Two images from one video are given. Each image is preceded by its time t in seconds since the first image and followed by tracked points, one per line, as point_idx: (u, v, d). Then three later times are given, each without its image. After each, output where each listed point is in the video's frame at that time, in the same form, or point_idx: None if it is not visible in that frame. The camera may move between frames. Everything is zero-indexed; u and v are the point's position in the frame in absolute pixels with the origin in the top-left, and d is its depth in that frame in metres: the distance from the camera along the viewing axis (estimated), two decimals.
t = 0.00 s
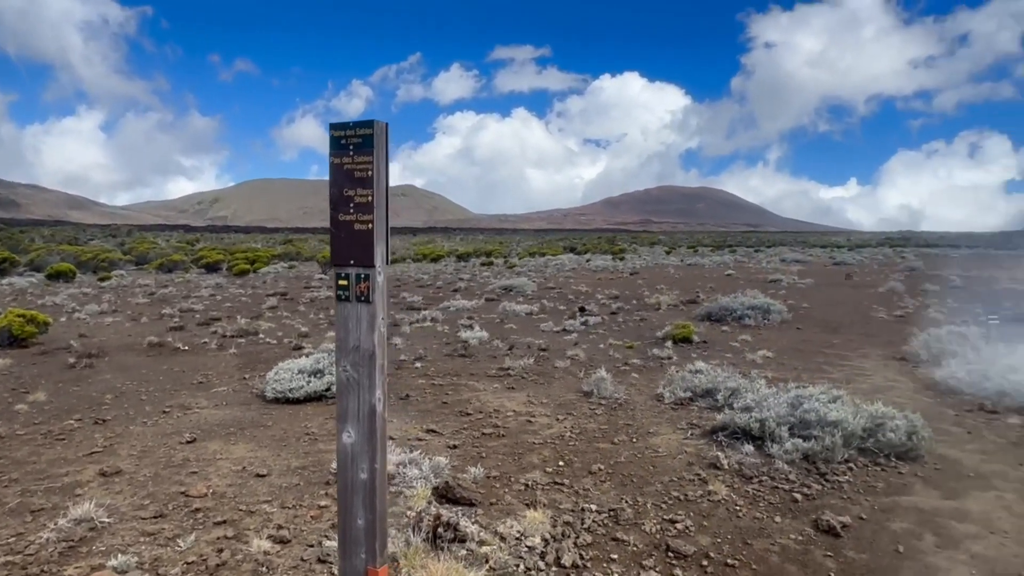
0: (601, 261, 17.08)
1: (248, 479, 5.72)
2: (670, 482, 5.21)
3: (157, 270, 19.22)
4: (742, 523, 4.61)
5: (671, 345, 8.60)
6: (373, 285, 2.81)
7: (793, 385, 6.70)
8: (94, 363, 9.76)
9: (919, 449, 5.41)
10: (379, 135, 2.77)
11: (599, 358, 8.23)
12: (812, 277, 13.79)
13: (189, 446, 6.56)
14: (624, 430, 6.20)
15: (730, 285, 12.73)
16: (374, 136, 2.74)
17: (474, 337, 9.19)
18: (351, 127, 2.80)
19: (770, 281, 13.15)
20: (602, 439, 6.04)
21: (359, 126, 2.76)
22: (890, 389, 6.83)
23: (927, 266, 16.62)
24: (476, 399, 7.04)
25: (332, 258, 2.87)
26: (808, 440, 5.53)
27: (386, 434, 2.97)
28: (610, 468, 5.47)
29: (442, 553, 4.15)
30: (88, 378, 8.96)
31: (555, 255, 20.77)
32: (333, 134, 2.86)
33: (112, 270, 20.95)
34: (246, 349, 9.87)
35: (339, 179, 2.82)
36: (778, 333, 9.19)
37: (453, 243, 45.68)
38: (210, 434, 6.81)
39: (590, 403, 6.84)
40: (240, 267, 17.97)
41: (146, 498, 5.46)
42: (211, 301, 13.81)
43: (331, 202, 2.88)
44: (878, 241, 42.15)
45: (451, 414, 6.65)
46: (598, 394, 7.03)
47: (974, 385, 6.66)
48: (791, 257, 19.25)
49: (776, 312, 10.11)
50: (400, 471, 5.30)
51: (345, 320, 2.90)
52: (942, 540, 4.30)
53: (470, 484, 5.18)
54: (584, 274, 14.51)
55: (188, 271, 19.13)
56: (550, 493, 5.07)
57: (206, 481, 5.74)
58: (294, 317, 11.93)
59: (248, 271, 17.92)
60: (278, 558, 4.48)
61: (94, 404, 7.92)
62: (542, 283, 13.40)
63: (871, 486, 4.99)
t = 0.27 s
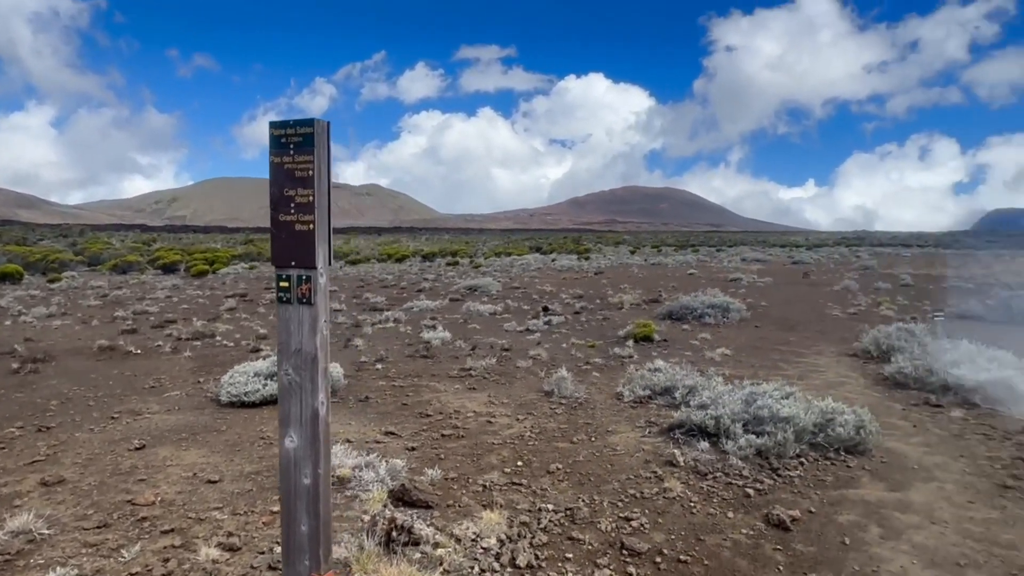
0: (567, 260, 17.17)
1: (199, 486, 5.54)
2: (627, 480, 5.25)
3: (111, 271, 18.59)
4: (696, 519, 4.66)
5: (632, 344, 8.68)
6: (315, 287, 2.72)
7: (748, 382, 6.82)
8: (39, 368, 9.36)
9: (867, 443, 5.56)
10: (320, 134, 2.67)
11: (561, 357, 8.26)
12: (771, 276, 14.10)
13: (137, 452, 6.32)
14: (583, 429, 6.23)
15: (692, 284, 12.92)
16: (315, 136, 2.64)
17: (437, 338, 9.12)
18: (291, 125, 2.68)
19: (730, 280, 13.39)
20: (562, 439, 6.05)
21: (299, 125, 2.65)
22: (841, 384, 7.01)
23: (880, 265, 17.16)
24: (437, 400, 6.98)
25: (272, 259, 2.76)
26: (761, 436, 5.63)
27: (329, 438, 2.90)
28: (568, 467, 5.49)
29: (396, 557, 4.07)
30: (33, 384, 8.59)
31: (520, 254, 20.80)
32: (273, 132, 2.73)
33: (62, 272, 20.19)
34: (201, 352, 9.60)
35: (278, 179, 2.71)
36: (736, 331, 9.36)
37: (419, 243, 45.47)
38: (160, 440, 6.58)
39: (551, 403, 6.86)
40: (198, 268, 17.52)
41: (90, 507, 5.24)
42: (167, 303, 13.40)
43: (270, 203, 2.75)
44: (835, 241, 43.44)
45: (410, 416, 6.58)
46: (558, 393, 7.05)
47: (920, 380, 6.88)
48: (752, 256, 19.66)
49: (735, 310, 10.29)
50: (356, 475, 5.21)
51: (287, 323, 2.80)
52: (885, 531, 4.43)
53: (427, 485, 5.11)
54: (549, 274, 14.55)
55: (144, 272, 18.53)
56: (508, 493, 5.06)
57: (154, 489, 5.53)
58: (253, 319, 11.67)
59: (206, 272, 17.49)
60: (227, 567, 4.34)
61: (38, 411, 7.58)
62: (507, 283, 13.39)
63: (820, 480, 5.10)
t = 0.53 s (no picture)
0: (536, 260, 17.22)
1: (153, 494, 5.36)
2: (590, 480, 5.27)
3: (67, 273, 17.97)
4: (656, 518, 4.70)
5: (598, 343, 8.73)
6: (262, 289, 2.62)
7: (711, 380, 6.91)
8: None
9: (824, 439, 5.67)
10: (266, 134, 2.57)
11: (528, 358, 8.26)
12: (735, 275, 14.34)
13: (89, 460, 6.08)
14: (548, 429, 6.23)
15: (659, 283, 13.07)
16: (261, 134, 2.54)
17: (403, 339, 9.04)
18: (237, 124, 2.57)
19: (697, 279, 13.57)
20: (526, 439, 6.04)
21: (245, 123, 2.55)
22: (800, 382, 7.16)
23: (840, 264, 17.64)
24: (401, 402, 6.92)
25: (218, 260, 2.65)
26: (722, 434, 5.71)
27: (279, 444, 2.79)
28: (532, 468, 5.48)
29: (355, 563, 3.98)
30: None
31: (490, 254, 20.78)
32: (217, 129, 2.63)
33: (15, 273, 19.46)
34: (160, 355, 9.34)
35: (224, 178, 2.61)
36: (701, 330, 9.49)
37: (389, 243, 45.12)
38: (114, 446, 6.35)
39: (516, 403, 6.85)
40: (159, 269, 17.08)
41: (36, 518, 5.02)
42: (125, 305, 12.99)
43: (215, 203, 2.65)
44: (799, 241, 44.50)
45: (374, 418, 6.49)
46: (524, 393, 7.05)
47: (875, 376, 7.06)
48: (718, 256, 19.98)
49: (700, 309, 10.44)
50: (316, 479, 5.10)
51: (233, 326, 2.68)
52: (839, 525, 4.52)
53: (389, 489, 5.04)
54: (518, 274, 14.57)
55: (102, 273, 17.95)
56: (470, 495, 5.03)
57: (106, 497, 5.33)
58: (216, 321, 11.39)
59: (168, 273, 17.05)
60: None
61: None
62: (476, 283, 13.35)
63: (778, 477, 5.19)
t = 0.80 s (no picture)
0: (510, 260, 17.24)
1: (112, 501, 5.01)
2: (559, 480, 5.27)
3: (25, 274, 17.34)
4: (624, 517, 4.72)
5: (570, 343, 8.76)
6: (215, 291, 2.54)
7: (680, 379, 6.98)
8: None
9: (789, 436, 5.76)
10: (220, 132, 2.51)
11: (500, 358, 8.26)
12: (706, 275, 14.53)
13: (45, 467, 5.71)
14: (518, 429, 6.23)
15: (632, 283, 13.17)
16: (214, 133, 2.48)
17: (374, 340, 8.95)
18: (189, 122, 2.50)
19: (669, 279, 13.70)
20: (496, 440, 6.03)
21: (197, 121, 2.48)
22: (768, 380, 7.26)
23: (807, 263, 18.02)
24: (371, 404, 6.84)
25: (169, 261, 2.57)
26: (689, 432, 5.76)
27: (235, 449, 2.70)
28: (501, 469, 5.46)
29: (318, 568, 3.91)
30: None
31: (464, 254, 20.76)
32: (168, 127, 2.54)
33: None
34: (122, 359, 9.06)
35: (176, 177, 2.53)
36: (672, 329, 9.57)
37: (363, 242, 44.75)
38: (72, 453, 5.96)
39: (487, 404, 6.83)
40: (123, 270, 16.63)
41: None
42: (88, 308, 12.57)
43: (166, 203, 2.57)
44: (769, 240, 45.33)
45: (343, 421, 6.41)
46: (495, 394, 7.04)
47: (840, 374, 7.20)
48: (689, 256, 20.23)
49: (672, 309, 10.53)
50: (281, 483, 4.99)
51: (186, 329, 2.59)
52: (803, 521, 4.59)
53: (356, 492, 4.96)
54: (492, 274, 14.56)
55: (63, 275, 17.35)
56: (439, 497, 4.99)
57: (62, 506, 4.95)
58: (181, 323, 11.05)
59: (133, 274, 16.60)
60: None
61: None
62: (449, 283, 13.30)
63: (744, 474, 5.26)
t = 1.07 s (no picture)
0: (489, 260, 17.23)
1: (77, 506, 4.70)
2: (534, 480, 5.27)
3: None
4: (598, 516, 4.73)
5: (548, 343, 8.77)
6: (174, 292, 2.47)
7: (655, 378, 7.02)
8: None
9: (762, 433, 5.82)
10: (178, 129, 2.44)
11: (478, 358, 8.24)
12: (684, 274, 14.65)
13: (7, 474, 5.27)
14: (494, 429, 6.21)
15: (611, 282, 13.23)
16: (172, 131, 2.41)
17: (351, 340, 8.86)
18: (146, 118, 2.43)
19: (647, 279, 13.79)
20: (472, 440, 6.01)
21: (154, 118, 2.40)
22: (742, 378, 7.33)
23: (782, 262, 18.29)
24: (346, 405, 6.77)
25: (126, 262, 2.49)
26: (664, 431, 5.79)
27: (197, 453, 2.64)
28: (476, 469, 5.44)
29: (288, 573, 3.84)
30: None
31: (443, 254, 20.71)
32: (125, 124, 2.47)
33: None
34: (91, 362, 8.81)
35: (133, 176, 2.45)
36: (649, 328, 9.63)
37: (342, 240, 44.37)
38: (35, 458, 5.58)
39: (464, 404, 6.81)
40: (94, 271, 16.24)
41: None
42: (56, 309, 12.19)
43: (124, 202, 2.49)
44: (748, 240, 45.90)
45: (317, 422, 6.33)
46: (472, 394, 7.02)
47: (813, 371, 7.30)
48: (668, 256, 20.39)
49: (650, 308, 10.58)
50: (253, 487, 4.90)
51: (144, 331, 2.51)
52: (775, 518, 4.63)
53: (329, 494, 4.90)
54: (471, 274, 14.53)
55: (31, 275, 16.86)
56: (413, 499, 4.95)
57: (24, 513, 4.61)
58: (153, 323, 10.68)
59: (103, 275, 16.21)
60: None
61: None
62: (429, 283, 13.23)
63: (718, 471, 5.30)
